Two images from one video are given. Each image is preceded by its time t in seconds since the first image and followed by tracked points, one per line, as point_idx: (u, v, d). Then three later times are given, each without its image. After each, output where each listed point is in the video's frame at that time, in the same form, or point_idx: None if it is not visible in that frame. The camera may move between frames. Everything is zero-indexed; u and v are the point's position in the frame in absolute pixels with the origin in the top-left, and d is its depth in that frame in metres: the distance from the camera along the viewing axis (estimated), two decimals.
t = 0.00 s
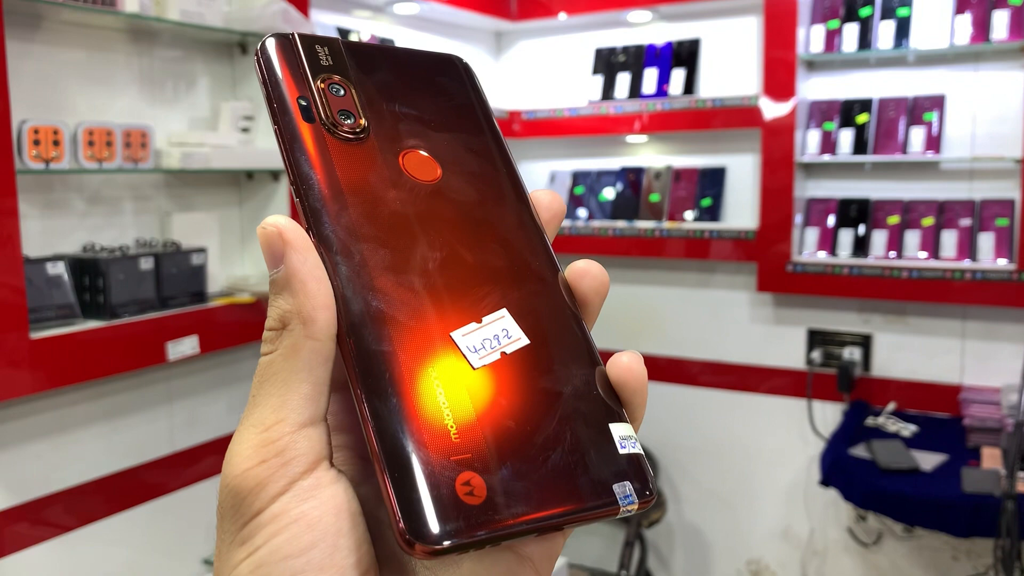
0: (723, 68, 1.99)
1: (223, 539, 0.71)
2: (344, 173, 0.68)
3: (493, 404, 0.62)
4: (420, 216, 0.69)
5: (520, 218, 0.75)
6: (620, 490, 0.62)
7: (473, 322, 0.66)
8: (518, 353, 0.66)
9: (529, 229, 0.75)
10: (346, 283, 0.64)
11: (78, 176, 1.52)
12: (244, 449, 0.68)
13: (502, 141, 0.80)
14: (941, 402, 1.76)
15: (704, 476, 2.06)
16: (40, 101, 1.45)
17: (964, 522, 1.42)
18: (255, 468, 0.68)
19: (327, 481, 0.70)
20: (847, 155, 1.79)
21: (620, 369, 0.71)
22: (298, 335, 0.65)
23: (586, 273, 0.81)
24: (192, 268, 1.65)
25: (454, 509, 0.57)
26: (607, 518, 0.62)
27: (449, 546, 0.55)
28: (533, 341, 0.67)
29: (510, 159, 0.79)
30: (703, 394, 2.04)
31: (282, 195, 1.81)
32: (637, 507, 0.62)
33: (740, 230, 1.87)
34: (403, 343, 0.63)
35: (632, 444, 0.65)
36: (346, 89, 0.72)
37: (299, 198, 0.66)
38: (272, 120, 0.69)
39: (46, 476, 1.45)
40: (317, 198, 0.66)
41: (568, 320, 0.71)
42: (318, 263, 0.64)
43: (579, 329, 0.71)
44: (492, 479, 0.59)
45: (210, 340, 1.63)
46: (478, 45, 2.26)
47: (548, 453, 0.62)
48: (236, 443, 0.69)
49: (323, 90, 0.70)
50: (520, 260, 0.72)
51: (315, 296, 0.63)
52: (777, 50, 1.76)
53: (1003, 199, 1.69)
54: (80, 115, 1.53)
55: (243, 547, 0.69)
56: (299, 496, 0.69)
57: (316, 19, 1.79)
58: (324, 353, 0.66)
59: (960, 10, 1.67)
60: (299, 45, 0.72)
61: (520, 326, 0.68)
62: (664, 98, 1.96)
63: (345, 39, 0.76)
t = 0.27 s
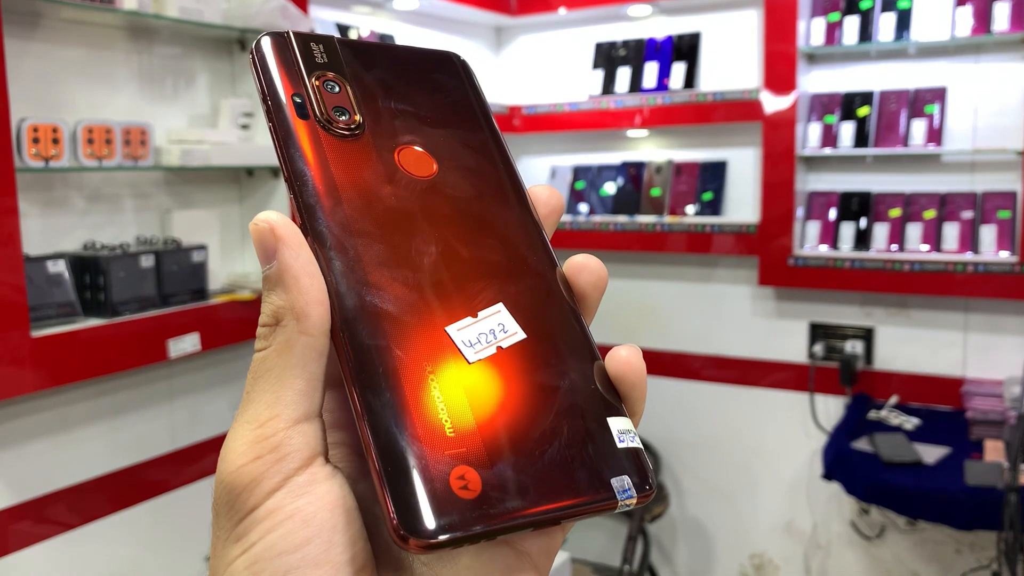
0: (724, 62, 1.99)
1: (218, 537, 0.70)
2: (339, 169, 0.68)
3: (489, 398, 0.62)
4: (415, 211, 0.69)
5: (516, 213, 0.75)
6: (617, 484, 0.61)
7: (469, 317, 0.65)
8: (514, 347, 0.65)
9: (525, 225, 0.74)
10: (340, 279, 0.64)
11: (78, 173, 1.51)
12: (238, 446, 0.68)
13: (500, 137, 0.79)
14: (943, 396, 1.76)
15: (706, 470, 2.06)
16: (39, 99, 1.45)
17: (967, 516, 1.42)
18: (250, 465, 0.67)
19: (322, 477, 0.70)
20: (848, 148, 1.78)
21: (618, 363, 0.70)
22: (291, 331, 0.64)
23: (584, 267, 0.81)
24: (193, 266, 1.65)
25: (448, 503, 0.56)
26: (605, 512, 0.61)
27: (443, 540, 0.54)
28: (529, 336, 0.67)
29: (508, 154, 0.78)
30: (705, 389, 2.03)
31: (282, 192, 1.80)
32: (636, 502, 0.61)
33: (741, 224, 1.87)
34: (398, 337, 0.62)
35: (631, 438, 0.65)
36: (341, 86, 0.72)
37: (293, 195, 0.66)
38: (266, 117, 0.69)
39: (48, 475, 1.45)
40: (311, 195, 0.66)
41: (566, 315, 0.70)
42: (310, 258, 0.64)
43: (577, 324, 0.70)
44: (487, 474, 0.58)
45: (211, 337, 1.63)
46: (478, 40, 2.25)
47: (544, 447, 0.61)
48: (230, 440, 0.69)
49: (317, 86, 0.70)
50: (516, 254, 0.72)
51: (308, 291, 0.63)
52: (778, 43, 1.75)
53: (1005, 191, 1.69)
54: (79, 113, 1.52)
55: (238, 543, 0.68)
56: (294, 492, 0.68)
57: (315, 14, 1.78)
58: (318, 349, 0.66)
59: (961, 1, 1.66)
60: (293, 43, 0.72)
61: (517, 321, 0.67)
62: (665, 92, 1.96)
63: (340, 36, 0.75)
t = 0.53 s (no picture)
0: (724, 57, 1.98)
1: (217, 533, 0.70)
2: (335, 167, 0.68)
3: (484, 392, 0.62)
4: (411, 208, 0.69)
5: (515, 209, 0.74)
6: (614, 479, 0.61)
7: (464, 312, 0.65)
8: (509, 341, 0.65)
9: (524, 221, 0.74)
10: (335, 275, 0.64)
11: (78, 172, 1.51)
12: (234, 442, 0.68)
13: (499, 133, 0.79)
14: (945, 390, 1.76)
15: (708, 466, 2.06)
16: (38, 98, 1.45)
17: (968, 510, 1.42)
18: (246, 461, 0.68)
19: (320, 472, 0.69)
20: (848, 142, 1.78)
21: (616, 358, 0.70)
22: (286, 327, 0.65)
23: (584, 263, 0.81)
24: (193, 264, 1.65)
25: (440, 497, 0.56)
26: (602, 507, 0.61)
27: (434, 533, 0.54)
28: (526, 330, 0.67)
29: (508, 151, 0.78)
30: (706, 384, 2.03)
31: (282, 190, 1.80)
32: (633, 497, 0.61)
33: (742, 219, 1.87)
34: (393, 333, 0.62)
35: (629, 432, 0.64)
36: (338, 85, 0.72)
37: (289, 191, 0.66)
38: (264, 115, 0.69)
39: (51, 473, 1.45)
40: (307, 191, 0.66)
41: (564, 310, 0.70)
42: (303, 255, 0.65)
43: (574, 319, 0.70)
44: (481, 468, 0.58)
45: (212, 335, 1.63)
46: (477, 36, 2.25)
47: (540, 442, 0.61)
48: (227, 437, 0.70)
49: (315, 85, 0.70)
50: (514, 250, 0.72)
51: (301, 287, 0.64)
52: (778, 39, 1.75)
53: (1006, 185, 1.69)
54: (79, 111, 1.52)
55: (236, 540, 0.68)
56: (291, 488, 0.68)
57: (314, 12, 1.78)
58: (312, 344, 0.66)
59: None
60: (291, 43, 0.73)
61: (514, 316, 0.67)
62: (665, 88, 1.95)
63: (338, 35, 0.75)
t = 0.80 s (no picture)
0: (724, 54, 1.98)
1: (213, 531, 0.70)
2: (331, 162, 0.68)
3: (479, 388, 0.62)
4: (407, 204, 0.69)
5: (512, 203, 0.74)
6: (611, 475, 0.61)
7: (460, 308, 0.65)
8: (505, 337, 0.65)
9: (523, 216, 0.74)
10: (330, 271, 0.64)
11: (79, 171, 1.51)
12: (230, 439, 0.68)
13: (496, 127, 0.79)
14: (946, 387, 1.76)
15: (708, 463, 2.06)
16: (38, 97, 1.45)
17: (970, 507, 1.42)
18: (240, 458, 0.67)
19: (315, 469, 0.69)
20: (849, 140, 1.78)
21: (614, 353, 0.70)
22: (280, 323, 0.65)
23: (582, 258, 0.81)
24: (194, 262, 1.65)
25: (434, 493, 0.56)
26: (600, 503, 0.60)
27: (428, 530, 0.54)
28: (522, 325, 0.67)
29: (506, 146, 0.78)
30: (707, 382, 2.04)
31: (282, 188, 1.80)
32: (631, 493, 0.61)
33: (743, 217, 1.87)
34: (388, 329, 0.62)
35: (627, 428, 0.64)
36: (334, 80, 0.72)
37: (285, 189, 0.66)
38: (260, 112, 0.69)
39: (52, 472, 1.45)
40: (302, 188, 0.66)
41: (561, 305, 0.70)
42: (298, 251, 0.65)
43: (572, 313, 0.70)
44: (476, 464, 0.58)
45: (213, 334, 1.63)
46: (478, 34, 2.25)
47: (535, 438, 0.60)
48: (223, 435, 0.70)
49: (311, 80, 0.70)
50: (511, 245, 0.71)
51: (293, 283, 0.64)
52: (778, 36, 1.75)
53: (1006, 182, 1.68)
54: (79, 110, 1.52)
55: (232, 537, 0.68)
56: (286, 485, 0.68)
57: (314, 11, 1.78)
58: (306, 341, 0.66)
59: None
60: (287, 38, 0.73)
61: (510, 311, 0.67)
62: (665, 86, 1.95)
63: (335, 30, 0.75)
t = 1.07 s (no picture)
0: (725, 52, 1.98)
1: (210, 531, 0.70)
2: (327, 162, 0.68)
3: (476, 387, 0.61)
4: (404, 204, 0.68)
5: (508, 203, 0.74)
6: (608, 474, 0.60)
7: (457, 308, 0.65)
8: (502, 337, 0.65)
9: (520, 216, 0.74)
10: (327, 272, 0.64)
11: (79, 170, 1.51)
12: (227, 438, 0.68)
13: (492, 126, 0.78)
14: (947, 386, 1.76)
15: (710, 462, 2.06)
16: (38, 96, 1.45)
17: (972, 506, 1.42)
18: (236, 456, 0.67)
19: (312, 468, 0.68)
20: (850, 137, 1.77)
21: (612, 352, 0.70)
22: (275, 323, 0.65)
23: (578, 258, 0.81)
24: (194, 261, 1.64)
25: (432, 493, 0.55)
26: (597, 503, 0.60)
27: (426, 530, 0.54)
28: (519, 325, 0.66)
29: (502, 145, 0.78)
30: (708, 380, 2.03)
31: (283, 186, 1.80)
32: (628, 493, 0.60)
33: (744, 215, 1.87)
34: (385, 329, 0.62)
35: (623, 427, 0.64)
36: (330, 79, 0.71)
37: (280, 188, 0.66)
38: (255, 111, 0.69)
39: (53, 471, 1.45)
40: (298, 188, 0.66)
41: (558, 305, 0.70)
42: (293, 250, 0.65)
43: (569, 313, 0.70)
44: (474, 464, 0.57)
45: (214, 333, 1.63)
46: (478, 32, 2.24)
47: (533, 438, 0.60)
48: (219, 434, 0.70)
49: (306, 79, 0.70)
50: (507, 244, 0.71)
51: (288, 282, 0.64)
52: (780, 34, 1.75)
53: (1008, 180, 1.68)
54: (79, 109, 1.52)
55: (227, 537, 0.68)
56: (282, 484, 0.67)
57: (314, 8, 1.78)
58: (302, 340, 0.66)
59: None
60: (282, 37, 0.72)
61: (506, 311, 0.67)
62: (666, 83, 1.95)
63: (330, 29, 0.75)
